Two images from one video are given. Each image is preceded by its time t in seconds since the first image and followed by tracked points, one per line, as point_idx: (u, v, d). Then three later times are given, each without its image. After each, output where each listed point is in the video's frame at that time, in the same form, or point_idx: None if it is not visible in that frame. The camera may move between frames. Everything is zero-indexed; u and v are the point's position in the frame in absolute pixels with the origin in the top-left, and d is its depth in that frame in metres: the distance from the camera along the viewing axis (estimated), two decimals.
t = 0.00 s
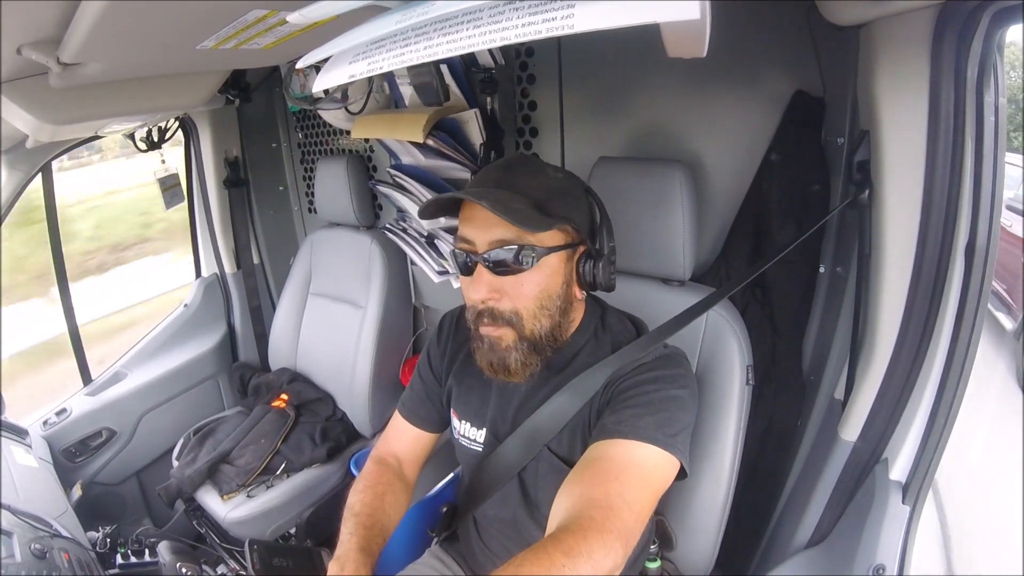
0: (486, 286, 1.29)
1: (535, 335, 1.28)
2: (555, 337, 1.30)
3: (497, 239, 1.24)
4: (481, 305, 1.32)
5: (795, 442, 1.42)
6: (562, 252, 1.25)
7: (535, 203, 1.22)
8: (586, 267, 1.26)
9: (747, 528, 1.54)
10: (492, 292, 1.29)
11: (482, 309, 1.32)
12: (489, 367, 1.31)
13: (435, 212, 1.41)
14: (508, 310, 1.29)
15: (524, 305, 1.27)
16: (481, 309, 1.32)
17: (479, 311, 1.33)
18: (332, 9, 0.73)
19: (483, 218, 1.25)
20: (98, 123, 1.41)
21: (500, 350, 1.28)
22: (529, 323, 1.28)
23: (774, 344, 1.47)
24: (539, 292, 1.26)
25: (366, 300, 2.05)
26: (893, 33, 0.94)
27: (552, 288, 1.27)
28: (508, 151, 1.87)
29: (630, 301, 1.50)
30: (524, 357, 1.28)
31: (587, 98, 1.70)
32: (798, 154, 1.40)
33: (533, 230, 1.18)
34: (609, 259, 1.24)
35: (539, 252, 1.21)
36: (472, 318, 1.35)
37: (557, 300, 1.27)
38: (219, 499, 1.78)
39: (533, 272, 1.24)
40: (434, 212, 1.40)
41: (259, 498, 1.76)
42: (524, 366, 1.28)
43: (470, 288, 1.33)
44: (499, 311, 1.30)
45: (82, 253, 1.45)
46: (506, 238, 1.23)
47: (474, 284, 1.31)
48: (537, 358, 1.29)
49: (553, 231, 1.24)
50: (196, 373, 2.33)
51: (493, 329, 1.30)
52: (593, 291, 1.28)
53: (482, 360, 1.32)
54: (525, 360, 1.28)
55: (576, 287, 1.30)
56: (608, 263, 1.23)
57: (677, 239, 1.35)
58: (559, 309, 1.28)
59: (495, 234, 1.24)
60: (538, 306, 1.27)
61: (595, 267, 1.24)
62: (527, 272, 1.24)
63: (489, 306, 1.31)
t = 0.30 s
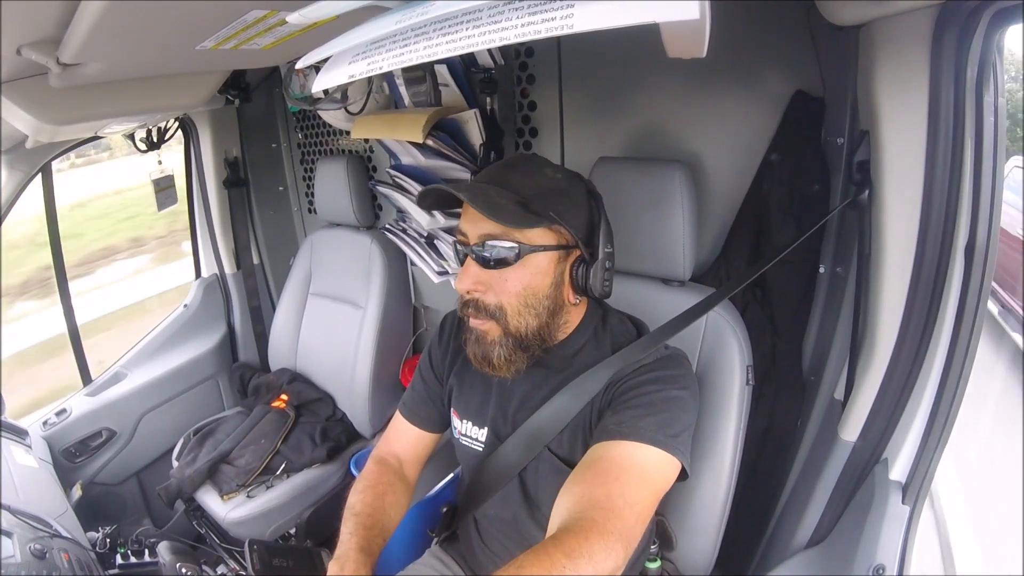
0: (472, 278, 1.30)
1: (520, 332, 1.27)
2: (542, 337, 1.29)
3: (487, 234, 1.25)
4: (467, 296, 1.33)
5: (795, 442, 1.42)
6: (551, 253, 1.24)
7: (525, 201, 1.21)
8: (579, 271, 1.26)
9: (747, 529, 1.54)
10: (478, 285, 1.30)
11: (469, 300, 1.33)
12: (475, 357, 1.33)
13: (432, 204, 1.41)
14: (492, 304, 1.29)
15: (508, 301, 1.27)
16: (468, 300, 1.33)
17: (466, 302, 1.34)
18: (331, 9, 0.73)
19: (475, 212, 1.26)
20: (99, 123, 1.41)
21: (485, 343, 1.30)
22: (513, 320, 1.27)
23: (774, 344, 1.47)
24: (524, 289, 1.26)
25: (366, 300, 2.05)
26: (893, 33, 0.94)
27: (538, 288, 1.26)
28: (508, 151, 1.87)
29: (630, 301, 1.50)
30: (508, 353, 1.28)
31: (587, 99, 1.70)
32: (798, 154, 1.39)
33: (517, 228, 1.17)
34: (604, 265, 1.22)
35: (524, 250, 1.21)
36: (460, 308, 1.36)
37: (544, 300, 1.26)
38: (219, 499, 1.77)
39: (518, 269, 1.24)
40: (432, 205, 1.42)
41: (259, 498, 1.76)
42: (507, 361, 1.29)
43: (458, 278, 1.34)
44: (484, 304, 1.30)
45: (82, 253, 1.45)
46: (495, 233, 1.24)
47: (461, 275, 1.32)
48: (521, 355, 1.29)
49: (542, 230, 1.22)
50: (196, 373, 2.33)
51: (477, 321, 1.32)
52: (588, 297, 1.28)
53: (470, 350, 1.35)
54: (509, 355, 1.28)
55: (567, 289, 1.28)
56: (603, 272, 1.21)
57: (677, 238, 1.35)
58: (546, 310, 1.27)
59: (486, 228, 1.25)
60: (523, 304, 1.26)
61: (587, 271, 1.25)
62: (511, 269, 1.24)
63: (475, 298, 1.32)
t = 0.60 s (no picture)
0: (477, 283, 1.31)
1: (525, 336, 1.27)
2: (547, 340, 1.29)
3: (492, 239, 1.25)
4: (472, 302, 1.34)
5: (795, 442, 1.42)
6: (556, 256, 1.24)
7: (530, 206, 1.21)
8: (583, 274, 1.27)
9: (747, 528, 1.54)
10: (483, 291, 1.31)
11: (473, 305, 1.34)
12: (480, 363, 1.32)
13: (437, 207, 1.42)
14: (497, 309, 1.30)
15: (513, 306, 1.28)
16: (472, 306, 1.34)
17: (471, 308, 1.35)
18: (332, 9, 0.73)
19: (478, 217, 1.26)
20: (98, 123, 1.41)
21: (490, 348, 1.29)
22: (518, 325, 1.27)
23: (774, 344, 1.48)
24: (529, 294, 1.26)
25: (366, 300, 2.05)
26: (893, 33, 0.94)
27: (543, 292, 1.26)
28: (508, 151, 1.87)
29: (630, 302, 1.50)
30: (513, 357, 1.28)
31: (587, 99, 1.70)
32: (798, 154, 1.39)
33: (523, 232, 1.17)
34: (609, 267, 1.24)
35: (531, 255, 1.21)
36: (464, 314, 1.37)
37: (549, 304, 1.26)
38: (219, 499, 1.77)
39: (524, 274, 1.24)
40: (431, 207, 1.41)
41: (259, 498, 1.76)
42: (512, 365, 1.28)
43: (463, 284, 1.34)
44: (489, 309, 1.31)
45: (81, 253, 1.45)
46: (499, 238, 1.24)
47: (466, 281, 1.33)
48: (526, 358, 1.29)
49: (548, 234, 1.23)
50: (197, 373, 2.33)
51: (482, 326, 1.32)
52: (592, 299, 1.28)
53: (473, 356, 1.34)
54: (514, 359, 1.28)
55: (571, 292, 1.29)
56: (608, 275, 1.24)
57: (677, 239, 1.35)
58: (551, 314, 1.27)
59: (489, 233, 1.25)
60: (528, 309, 1.27)
61: (591, 274, 1.26)
62: (516, 274, 1.24)
63: (479, 303, 1.33)
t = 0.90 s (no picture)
0: (486, 288, 1.29)
1: (534, 340, 1.28)
2: (555, 343, 1.30)
3: (499, 242, 1.24)
4: (480, 307, 1.32)
5: (795, 442, 1.42)
6: (566, 259, 1.24)
7: (539, 209, 1.20)
8: (590, 275, 1.26)
9: (747, 528, 1.54)
10: (492, 296, 1.29)
11: (482, 311, 1.32)
12: (487, 368, 1.32)
13: (441, 212, 1.42)
14: (507, 314, 1.29)
15: (523, 311, 1.27)
16: (480, 312, 1.32)
17: (478, 313, 1.33)
18: (332, 9, 0.73)
19: (486, 220, 1.26)
20: (99, 123, 1.41)
21: (499, 353, 1.29)
22: (528, 329, 1.27)
23: (774, 344, 1.48)
24: (540, 298, 1.25)
25: (366, 300, 2.05)
26: (894, 33, 0.94)
27: (553, 296, 1.26)
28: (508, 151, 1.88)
29: (630, 303, 1.50)
30: (522, 361, 1.28)
31: (587, 99, 1.70)
32: (798, 154, 1.39)
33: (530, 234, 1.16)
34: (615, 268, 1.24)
35: (540, 259, 1.21)
36: (471, 319, 1.35)
37: (558, 307, 1.27)
38: (219, 499, 1.77)
39: (534, 278, 1.23)
40: (435, 212, 1.40)
41: (259, 498, 1.76)
42: (521, 369, 1.29)
43: (470, 290, 1.33)
44: (498, 315, 1.30)
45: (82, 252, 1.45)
46: (507, 242, 1.23)
47: (474, 286, 1.31)
48: (535, 361, 1.30)
49: (556, 238, 1.22)
50: (197, 373, 2.33)
51: (492, 332, 1.30)
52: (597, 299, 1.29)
53: (480, 361, 1.33)
54: (523, 363, 1.28)
55: (579, 294, 1.29)
56: (614, 275, 1.23)
57: (677, 240, 1.35)
58: (560, 317, 1.27)
59: (497, 237, 1.25)
60: (539, 313, 1.26)
61: (600, 276, 1.25)
62: (528, 278, 1.23)
63: (488, 308, 1.31)
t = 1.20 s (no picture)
0: (490, 291, 1.29)
1: (538, 341, 1.28)
2: (559, 344, 1.30)
3: (503, 244, 1.24)
4: (483, 310, 1.32)
5: (795, 442, 1.42)
6: (569, 260, 1.24)
7: (543, 210, 1.21)
8: (591, 274, 1.25)
9: (747, 528, 1.54)
10: (496, 298, 1.29)
11: (487, 313, 1.32)
12: (489, 369, 1.32)
13: (443, 216, 1.42)
14: (512, 316, 1.29)
15: (528, 312, 1.27)
16: (484, 314, 1.32)
17: (482, 316, 1.33)
18: (332, 9, 0.73)
19: (489, 222, 1.26)
20: (99, 123, 1.41)
21: (502, 354, 1.28)
22: (532, 330, 1.27)
23: (774, 344, 1.48)
24: (544, 299, 1.25)
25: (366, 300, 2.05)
26: (893, 33, 0.94)
27: (557, 296, 1.26)
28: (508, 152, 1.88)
29: (631, 303, 1.50)
30: (525, 362, 1.28)
31: (587, 99, 1.70)
32: (798, 153, 1.39)
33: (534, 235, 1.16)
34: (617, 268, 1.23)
35: (544, 260, 1.21)
36: (474, 323, 1.35)
37: (562, 307, 1.27)
38: (219, 500, 1.77)
39: (539, 279, 1.23)
40: (437, 214, 1.39)
41: (259, 498, 1.75)
42: (525, 370, 1.28)
43: (474, 293, 1.33)
44: (502, 317, 1.30)
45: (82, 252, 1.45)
46: (511, 243, 1.23)
47: (478, 289, 1.31)
48: (538, 362, 1.29)
49: (560, 239, 1.22)
50: (197, 373, 2.33)
51: (495, 334, 1.30)
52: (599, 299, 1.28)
53: (483, 363, 1.32)
54: (527, 364, 1.28)
55: (581, 294, 1.30)
56: (616, 274, 1.23)
57: (677, 240, 1.35)
58: (564, 317, 1.27)
59: (500, 238, 1.25)
60: (543, 314, 1.26)
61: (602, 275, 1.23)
62: (532, 279, 1.23)
63: (492, 310, 1.31)
